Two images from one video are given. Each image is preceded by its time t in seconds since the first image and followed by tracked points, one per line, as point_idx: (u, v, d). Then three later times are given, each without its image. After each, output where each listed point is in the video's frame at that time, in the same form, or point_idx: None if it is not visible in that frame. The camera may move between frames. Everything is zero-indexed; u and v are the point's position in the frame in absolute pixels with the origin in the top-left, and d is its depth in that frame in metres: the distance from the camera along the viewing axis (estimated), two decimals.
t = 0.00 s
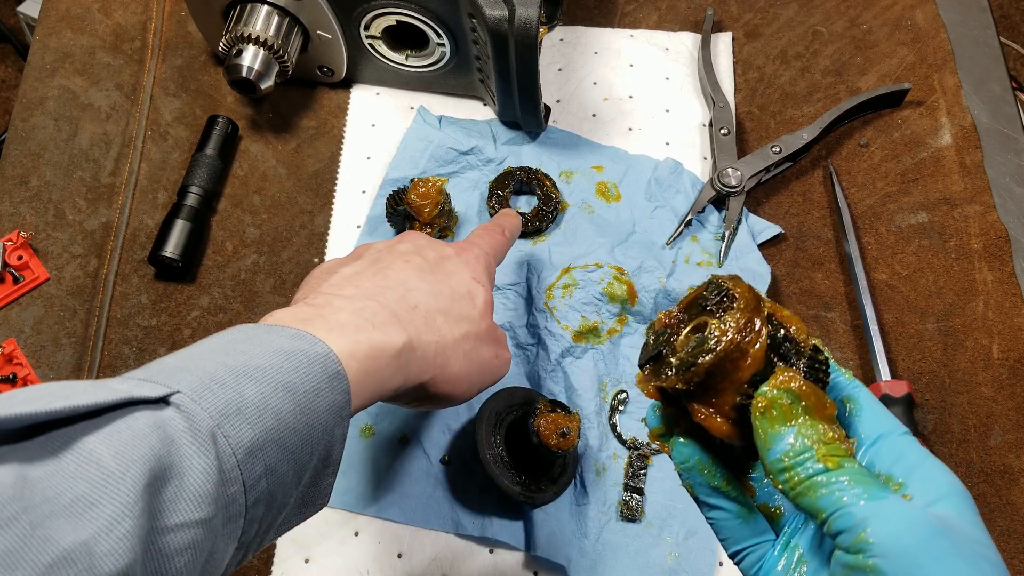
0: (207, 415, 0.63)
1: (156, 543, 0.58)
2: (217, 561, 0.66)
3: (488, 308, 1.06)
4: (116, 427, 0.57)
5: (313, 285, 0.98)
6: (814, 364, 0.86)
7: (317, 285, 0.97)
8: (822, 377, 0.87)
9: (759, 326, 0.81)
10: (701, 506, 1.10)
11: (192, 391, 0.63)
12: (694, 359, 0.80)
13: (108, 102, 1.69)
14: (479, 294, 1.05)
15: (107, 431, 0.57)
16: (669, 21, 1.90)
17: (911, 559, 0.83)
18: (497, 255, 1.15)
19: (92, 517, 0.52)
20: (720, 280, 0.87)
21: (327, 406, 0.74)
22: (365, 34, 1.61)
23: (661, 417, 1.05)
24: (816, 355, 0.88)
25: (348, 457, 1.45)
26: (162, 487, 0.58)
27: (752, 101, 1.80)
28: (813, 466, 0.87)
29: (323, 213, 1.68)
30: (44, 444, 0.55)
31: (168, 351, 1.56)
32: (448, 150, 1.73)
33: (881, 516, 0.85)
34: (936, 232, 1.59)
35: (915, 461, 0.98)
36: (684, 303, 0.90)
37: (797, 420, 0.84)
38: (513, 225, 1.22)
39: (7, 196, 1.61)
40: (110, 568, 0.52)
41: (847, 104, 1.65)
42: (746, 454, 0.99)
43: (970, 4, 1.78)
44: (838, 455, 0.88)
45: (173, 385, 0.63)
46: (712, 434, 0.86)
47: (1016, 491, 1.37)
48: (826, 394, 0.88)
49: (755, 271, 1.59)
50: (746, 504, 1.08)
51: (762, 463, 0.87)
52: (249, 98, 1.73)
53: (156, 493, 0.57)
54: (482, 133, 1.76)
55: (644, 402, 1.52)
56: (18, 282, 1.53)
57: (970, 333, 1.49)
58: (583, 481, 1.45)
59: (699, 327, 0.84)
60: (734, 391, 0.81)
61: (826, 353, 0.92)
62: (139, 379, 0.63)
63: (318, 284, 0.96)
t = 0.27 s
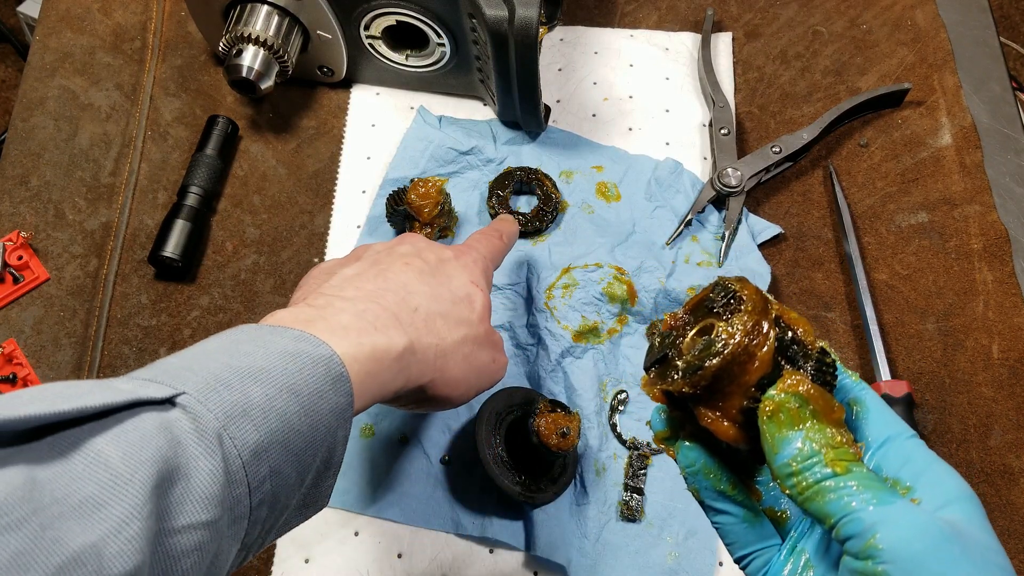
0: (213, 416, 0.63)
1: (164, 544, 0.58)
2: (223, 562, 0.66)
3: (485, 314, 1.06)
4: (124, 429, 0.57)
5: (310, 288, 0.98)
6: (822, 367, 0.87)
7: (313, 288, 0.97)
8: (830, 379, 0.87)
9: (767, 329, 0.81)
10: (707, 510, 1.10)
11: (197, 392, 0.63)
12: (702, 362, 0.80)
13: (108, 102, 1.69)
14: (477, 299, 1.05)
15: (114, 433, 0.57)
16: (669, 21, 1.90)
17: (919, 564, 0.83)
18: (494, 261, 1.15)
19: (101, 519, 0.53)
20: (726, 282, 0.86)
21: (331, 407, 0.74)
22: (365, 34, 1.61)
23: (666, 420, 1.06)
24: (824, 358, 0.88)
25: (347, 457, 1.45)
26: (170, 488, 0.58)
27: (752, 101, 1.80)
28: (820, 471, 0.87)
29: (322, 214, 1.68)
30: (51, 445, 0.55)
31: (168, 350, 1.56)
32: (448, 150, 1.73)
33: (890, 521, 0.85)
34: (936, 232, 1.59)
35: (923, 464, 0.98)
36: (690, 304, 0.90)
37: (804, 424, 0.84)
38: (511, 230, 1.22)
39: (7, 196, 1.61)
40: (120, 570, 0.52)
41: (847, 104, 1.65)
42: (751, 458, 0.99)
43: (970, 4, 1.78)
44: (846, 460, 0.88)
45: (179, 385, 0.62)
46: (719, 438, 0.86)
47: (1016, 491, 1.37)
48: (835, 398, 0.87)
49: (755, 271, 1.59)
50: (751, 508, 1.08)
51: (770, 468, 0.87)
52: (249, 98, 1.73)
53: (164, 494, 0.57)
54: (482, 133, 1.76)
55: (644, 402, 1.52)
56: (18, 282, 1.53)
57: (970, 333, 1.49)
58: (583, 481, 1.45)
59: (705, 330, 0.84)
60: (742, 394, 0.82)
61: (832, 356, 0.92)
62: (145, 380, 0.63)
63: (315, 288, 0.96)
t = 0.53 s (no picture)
0: (231, 407, 0.63)
1: (184, 534, 0.59)
2: (238, 552, 0.67)
3: (489, 307, 1.06)
4: (143, 419, 0.57)
5: (313, 279, 0.98)
6: (818, 371, 0.87)
7: (317, 278, 0.97)
8: (825, 384, 0.88)
9: (763, 335, 0.80)
10: (704, 515, 1.11)
11: (215, 382, 0.63)
12: (697, 368, 0.79)
13: (108, 102, 1.69)
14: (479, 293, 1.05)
15: (134, 423, 0.57)
16: (669, 21, 1.90)
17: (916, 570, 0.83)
18: (497, 255, 1.15)
19: (124, 509, 0.53)
20: (722, 287, 0.85)
21: (344, 400, 0.74)
22: (365, 34, 1.61)
23: (662, 425, 1.08)
24: (820, 362, 0.89)
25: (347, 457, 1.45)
26: (190, 479, 0.58)
27: (752, 101, 1.80)
28: (816, 477, 0.86)
29: (322, 214, 1.68)
30: (72, 435, 0.55)
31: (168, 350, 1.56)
32: (448, 150, 1.73)
33: (887, 526, 0.85)
34: (936, 232, 1.59)
35: (920, 468, 0.98)
36: (685, 307, 0.89)
37: (800, 430, 0.84)
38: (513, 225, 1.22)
39: (7, 196, 1.61)
40: (143, 559, 0.52)
41: (847, 104, 1.65)
42: (747, 462, 0.99)
43: (970, 4, 1.78)
44: (842, 465, 0.88)
45: (196, 375, 0.62)
46: (714, 442, 0.86)
47: (1016, 491, 1.37)
48: (829, 403, 0.88)
49: (755, 271, 1.59)
50: (747, 513, 1.08)
51: (766, 474, 0.87)
52: (249, 98, 1.73)
53: (184, 485, 0.58)
54: (482, 133, 1.76)
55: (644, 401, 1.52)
56: (18, 282, 1.53)
57: (970, 333, 1.49)
58: (583, 481, 1.45)
59: (700, 334, 0.83)
60: (737, 400, 0.82)
61: (828, 361, 0.92)
62: (162, 369, 0.62)
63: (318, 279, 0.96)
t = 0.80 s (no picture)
0: (238, 400, 0.63)
1: (194, 527, 0.59)
2: (245, 545, 0.67)
3: (486, 302, 1.06)
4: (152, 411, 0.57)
5: (313, 275, 0.98)
6: (791, 361, 0.86)
7: (317, 273, 0.97)
8: (799, 373, 0.87)
9: (735, 325, 0.80)
10: (682, 505, 1.10)
11: (222, 375, 0.63)
12: (671, 360, 0.79)
13: (108, 102, 1.69)
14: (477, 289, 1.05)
15: (143, 415, 0.57)
16: (669, 21, 1.90)
17: (890, 555, 0.83)
18: (492, 251, 1.15)
19: (136, 500, 0.53)
20: (697, 279, 0.86)
21: (347, 393, 0.74)
22: (365, 34, 1.61)
23: (638, 418, 1.07)
24: (793, 352, 0.87)
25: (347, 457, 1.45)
26: (200, 471, 0.58)
27: (752, 101, 1.80)
28: (789, 466, 0.87)
29: (323, 214, 1.68)
30: (82, 427, 0.55)
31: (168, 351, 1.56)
32: (448, 150, 1.73)
33: (860, 513, 0.85)
34: (936, 232, 1.59)
35: (893, 454, 0.97)
36: (661, 301, 0.89)
37: (774, 419, 0.84)
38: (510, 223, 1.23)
39: (7, 196, 1.61)
40: (156, 550, 0.53)
41: (847, 104, 1.65)
42: (722, 451, 0.99)
43: (970, 4, 1.78)
44: (815, 453, 0.88)
45: (203, 368, 0.62)
46: (690, 434, 0.86)
47: (1015, 491, 1.37)
48: (802, 392, 0.87)
49: (755, 271, 1.59)
50: (724, 501, 1.08)
51: (739, 462, 0.87)
52: (249, 98, 1.73)
53: (195, 477, 0.58)
54: (482, 133, 1.76)
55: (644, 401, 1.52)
56: (18, 282, 1.53)
57: (970, 333, 1.49)
58: (583, 481, 1.45)
59: (676, 327, 0.83)
60: (712, 391, 0.82)
61: (803, 349, 0.91)
62: (169, 362, 0.62)
63: (317, 275, 0.95)
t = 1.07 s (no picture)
0: (247, 396, 0.63)
1: (203, 522, 0.59)
2: (252, 540, 0.67)
3: (489, 301, 1.06)
4: (161, 407, 0.57)
5: (315, 272, 0.98)
6: (794, 363, 0.86)
7: (321, 270, 0.97)
8: (801, 375, 0.87)
9: (739, 328, 0.81)
10: (683, 507, 1.11)
11: (230, 370, 0.63)
12: (674, 362, 0.80)
13: (108, 102, 1.69)
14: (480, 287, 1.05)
15: (153, 411, 0.57)
16: (669, 21, 1.90)
17: (895, 559, 0.83)
18: (493, 250, 1.16)
19: (146, 495, 0.53)
20: (697, 280, 0.86)
21: (354, 390, 0.74)
22: (365, 34, 1.61)
23: (640, 419, 1.05)
24: (796, 354, 0.87)
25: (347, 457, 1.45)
26: (210, 466, 0.58)
27: (752, 101, 1.80)
28: (792, 468, 0.87)
29: (322, 213, 1.68)
30: (92, 422, 0.55)
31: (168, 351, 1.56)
32: (448, 150, 1.73)
33: (863, 516, 0.85)
34: (936, 232, 1.59)
35: (896, 456, 0.97)
36: (662, 302, 0.90)
37: (777, 421, 0.84)
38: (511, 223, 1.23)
39: (7, 196, 1.61)
40: (166, 546, 0.53)
41: (847, 104, 1.65)
42: (725, 454, 0.99)
43: (970, 4, 1.78)
44: (818, 456, 0.88)
45: (211, 363, 0.62)
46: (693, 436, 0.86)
47: (1015, 491, 1.37)
48: (806, 395, 0.88)
49: (755, 271, 1.59)
50: (727, 505, 1.08)
51: (743, 466, 0.87)
52: (249, 98, 1.73)
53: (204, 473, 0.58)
54: (482, 133, 1.76)
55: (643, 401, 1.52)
56: (18, 282, 1.53)
57: (970, 333, 1.49)
58: (583, 481, 1.45)
59: (677, 329, 0.83)
60: (715, 393, 0.82)
61: (804, 350, 0.92)
62: (177, 358, 0.62)
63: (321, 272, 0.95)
